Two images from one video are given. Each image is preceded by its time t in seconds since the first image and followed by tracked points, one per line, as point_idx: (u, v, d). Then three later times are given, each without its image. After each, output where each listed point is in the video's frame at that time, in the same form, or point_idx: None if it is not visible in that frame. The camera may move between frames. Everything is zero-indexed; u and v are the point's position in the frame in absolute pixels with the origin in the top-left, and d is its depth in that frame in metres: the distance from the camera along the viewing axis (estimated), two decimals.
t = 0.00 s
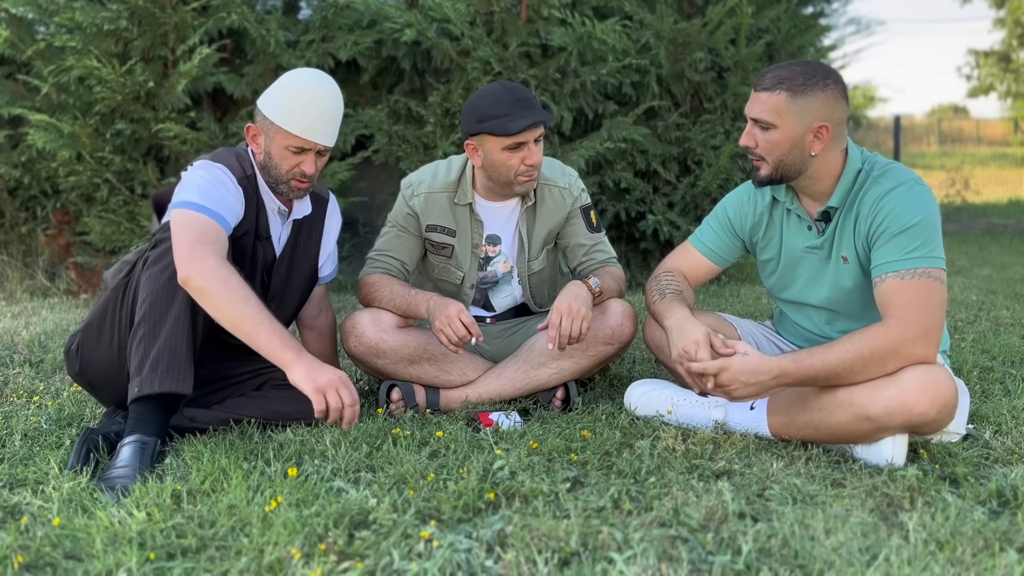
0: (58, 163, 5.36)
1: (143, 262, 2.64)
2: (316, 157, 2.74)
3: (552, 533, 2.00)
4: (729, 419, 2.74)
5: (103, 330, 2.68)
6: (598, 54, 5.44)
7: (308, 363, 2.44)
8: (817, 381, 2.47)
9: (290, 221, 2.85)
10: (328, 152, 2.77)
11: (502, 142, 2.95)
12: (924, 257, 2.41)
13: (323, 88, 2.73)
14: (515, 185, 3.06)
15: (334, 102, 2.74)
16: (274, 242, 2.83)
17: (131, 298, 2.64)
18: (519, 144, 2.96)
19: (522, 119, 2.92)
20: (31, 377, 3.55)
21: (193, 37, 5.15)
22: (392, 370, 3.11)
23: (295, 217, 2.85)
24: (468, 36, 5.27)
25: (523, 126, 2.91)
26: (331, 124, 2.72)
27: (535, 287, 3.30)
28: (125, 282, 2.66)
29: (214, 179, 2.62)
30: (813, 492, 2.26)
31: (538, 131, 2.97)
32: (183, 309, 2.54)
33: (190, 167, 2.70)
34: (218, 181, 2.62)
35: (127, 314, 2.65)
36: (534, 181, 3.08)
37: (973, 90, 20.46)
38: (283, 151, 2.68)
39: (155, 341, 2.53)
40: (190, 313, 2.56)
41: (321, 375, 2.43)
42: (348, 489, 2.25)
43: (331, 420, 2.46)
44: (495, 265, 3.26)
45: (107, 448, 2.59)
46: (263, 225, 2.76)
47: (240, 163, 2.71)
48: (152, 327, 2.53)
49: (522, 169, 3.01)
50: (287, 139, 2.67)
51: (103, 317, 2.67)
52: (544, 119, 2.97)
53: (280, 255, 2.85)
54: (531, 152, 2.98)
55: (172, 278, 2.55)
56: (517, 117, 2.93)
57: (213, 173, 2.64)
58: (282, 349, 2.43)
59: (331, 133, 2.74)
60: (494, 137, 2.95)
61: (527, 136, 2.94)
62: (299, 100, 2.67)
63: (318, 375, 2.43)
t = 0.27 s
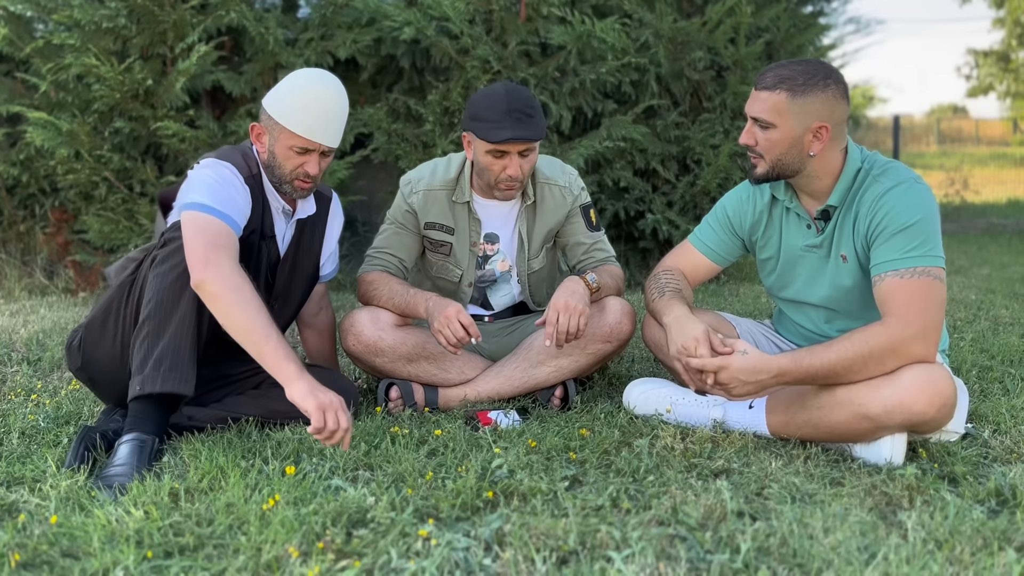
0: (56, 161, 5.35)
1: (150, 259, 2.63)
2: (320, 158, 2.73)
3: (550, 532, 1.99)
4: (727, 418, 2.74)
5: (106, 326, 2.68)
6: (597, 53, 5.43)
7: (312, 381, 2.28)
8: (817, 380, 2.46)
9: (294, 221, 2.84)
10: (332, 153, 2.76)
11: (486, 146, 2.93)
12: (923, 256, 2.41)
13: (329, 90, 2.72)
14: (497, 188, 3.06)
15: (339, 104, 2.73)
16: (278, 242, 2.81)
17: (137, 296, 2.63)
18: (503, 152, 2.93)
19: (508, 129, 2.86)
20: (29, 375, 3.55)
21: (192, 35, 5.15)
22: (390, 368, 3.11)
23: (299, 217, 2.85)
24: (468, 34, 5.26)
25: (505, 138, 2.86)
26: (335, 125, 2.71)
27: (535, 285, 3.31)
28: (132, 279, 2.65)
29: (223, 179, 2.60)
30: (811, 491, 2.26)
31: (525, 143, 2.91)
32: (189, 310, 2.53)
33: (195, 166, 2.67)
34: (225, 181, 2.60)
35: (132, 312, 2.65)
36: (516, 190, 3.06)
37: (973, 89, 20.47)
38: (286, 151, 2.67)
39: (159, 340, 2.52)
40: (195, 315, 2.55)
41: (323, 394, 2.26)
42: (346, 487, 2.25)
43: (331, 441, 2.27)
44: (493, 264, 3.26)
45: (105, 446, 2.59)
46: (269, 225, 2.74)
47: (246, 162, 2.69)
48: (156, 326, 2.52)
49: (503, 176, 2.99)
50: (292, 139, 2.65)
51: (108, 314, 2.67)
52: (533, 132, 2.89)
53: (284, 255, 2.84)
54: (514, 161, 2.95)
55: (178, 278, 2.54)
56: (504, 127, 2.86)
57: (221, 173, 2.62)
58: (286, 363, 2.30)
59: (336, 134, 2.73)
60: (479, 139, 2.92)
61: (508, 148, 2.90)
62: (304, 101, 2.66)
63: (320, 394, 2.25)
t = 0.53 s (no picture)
0: (55, 160, 5.34)
1: (158, 259, 2.63)
2: (327, 159, 2.74)
3: (549, 532, 1.99)
4: (726, 418, 2.74)
5: (112, 324, 2.67)
6: (597, 53, 5.43)
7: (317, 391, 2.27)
8: (818, 380, 2.46)
9: (300, 222, 2.83)
10: (338, 155, 2.76)
11: (497, 139, 2.92)
12: (922, 256, 2.41)
13: (335, 91, 2.72)
14: (505, 185, 3.05)
15: (346, 106, 2.73)
16: (285, 243, 2.80)
17: (144, 295, 2.63)
18: (514, 146, 2.92)
19: (519, 122, 2.86)
20: (27, 374, 3.54)
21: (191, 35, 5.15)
22: (390, 368, 3.11)
23: (305, 218, 2.84)
24: (467, 34, 5.26)
25: (517, 131, 2.85)
26: (342, 127, 2.71)
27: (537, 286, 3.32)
28: (140, 278, 2.65)
29: (232, 182, 2.57)
30: (810, 491, 2.26)
31: (536, 138, 2.90)
32: (195, 313, 2.53)
33: (203, 168, 2.64)
34: (235, 184, 2.57)
35: (138, 311, 2.65)
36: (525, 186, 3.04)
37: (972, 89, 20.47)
38: (294, 153, 2.67)
39: (163, 341, 2.52)
40: (202, 317, 2.55)
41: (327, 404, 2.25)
42: (344, 487, 2.25)
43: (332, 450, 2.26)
44: (499, 263, 3.25)
45: (103, 446, 2.58)
46: (276, 225, 2.73)
47: (254, 163, 2.68)
48: (162, 327, 2.52)
49: (513, 171, 2.97)
50: (298, 141, 2.66)
51: (113, 312, 2.67)
52: (546, 127, 2.89)
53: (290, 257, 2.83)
54: (525, 156, 2.94)
55: (186, 280, 2.54)
56: (516, 120, 2.86)
57: (230, 174, 2.60)
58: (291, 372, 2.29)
59: (343, 136, 2.73)
60: (491, 132, 2.92)
61: (519, 141, 2.89)
62: (312, 102, 2.66)
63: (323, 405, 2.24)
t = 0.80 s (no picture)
0: (55, 160, 5.34)
1: (159, 259, 2.62)
2: (330, 161, 2.73)
3: (547, 532, 1.99)
4: (725, 418, 2.74)
5: (112, 323, 2.67)
6: (596, 53, 5.44)
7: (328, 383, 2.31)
8: (817, 380, 2.47)
9: (301, 222, 2.83)
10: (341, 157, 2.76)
11: (513, 143, 2.91)
12: (920, 257, 2.41)
13: (337, 91, 2.72)
14: (518, 190, 3.02)
15: (348, 106, 2.72)
16: (285, 244, 2.81)
17: (145, 295, 2.63)
18: (530, 152, 2.90)
19: (538, 128, 2.84)
20: (27, 374, 3.54)
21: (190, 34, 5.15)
22: (389, 368, 3.11)
23: (306, 219, 2.84)
24: (466, 34, 5.26)
25: (533, 136, 2.83)
26: (346, 129, 2.71)
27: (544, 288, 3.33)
28: (140, 278, 2.65)
29: (233, 182, 2.58)
30: (808, 492, 2.26)
31: (553, 145, 2.88)
32: (196, 313, 2.53)
33: (203, 168, 2.65)
34: (236, 185, 2.59)
35: (139, 311, 2.65)
36: (539, 193, 3.02)
37: (971, 89, 20.48)
38: (297, 154, 2.67)
39: (164, 341, 2.52)
40: (202, 316, 2.55)
41: (338, 397, 2.28)
42: (344, 487, 2.25)
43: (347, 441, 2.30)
44: (509, 266, 3.24)
45: (103, 445, 2.58)
46: (277, 227, 2.74)
47: (254, 165, 2.69)
48: (163, 327, 2.52)
49: (527, 177, 2.95)
50: (302, 142, 2.65)
51: (114, 311, 2.66)
52: (563, 134, 2.87)
53: (290, 257, 2.84)
54: (540, 162, 2.92)
55: (188, 280, 2.54)
56: (533, 125, 2.85)
57: (231, 175, 2.61)
58: (300, 366, 2.32)
59: (346, 137, 2.72)
60: (508, 136, 2.91)
61: (536, 147, 2.87)
62: (316, 104, 2.66)
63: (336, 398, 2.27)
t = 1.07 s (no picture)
0: (54, 159, 5.34)
1: (148, 259, 2.63)
2: (323, 158, 2.75)
3: (546, 532, 1.99)
4: (724, 419, 2.75)
5: (105, 324, 2.68)
6: (596, 53, 5.44)
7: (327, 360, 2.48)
8: (817, 381, 2.47)
9: (294, 221, 2.84)
10: (335, 153, 2.77)
11: (518, 149, 2.90)
12: (919, 259, 2.41)
13: (331, 89, 2.74)
14: (523, 195, 3.03)
15: (341, 104, 2.74)
16: (278, 242, 2.82)
17: (135, 295, 2.63)
18: (535, 157, 2.90)
19: (543, 135, 2.83)
20: (26, 373, 3.55)
21: (190, 34, 5.15)
22: (389, 368, 3.11)
23: (299, 217, 2.85)
24: (466, 34, 5.25)
25: (539, 144, 2.83)
26: (339, 126, 2.72)
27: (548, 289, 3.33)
28: (130, 279, 2.65)
29: (222, 179, 2.61)
30: (808, 492, 2.26)
31: (559, 151, 2.88)
32: (187, 311, 2.53)
33: (194, 166, 2.68)
34: (224, 181, 2.61)
35: (130, 311, 2.65)
36: (544, 197, 3.03)
37: (971, 90, 20.48)
38: (290, 151, 2.68)
39: (156, 339, 2.52)
40: (193, 313, 2.55)
41: (338, 373, 2.46)
42: (343, 487, 2.25)
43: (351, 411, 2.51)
44: (513, 269, 3.23)
45: (101, 445, 2.58)
46: (269, 225, 2.76)
47: (246, 163, 2.70)
48: (154, 326, 2.52)
49: (532, 181, 2.96)
50: (295, 139, 2.67)
51: (106, 312, 2.67)
52: (569, 140, 2.86)
53: (284, 255, 2.85)
54: (545, 168, 2.92)
55: (176, 278, 2.54)
56: (539, 131, 2.84)
57: (220, 172, 2.62)
58: (299, 347, 2.47)
59: (340, 134, 2.74)
60: (514, 142, 2.90)
61: (542, 153, 2.87)
62: (310, 102, 2.67)
63: (337, 374, 2.46)
